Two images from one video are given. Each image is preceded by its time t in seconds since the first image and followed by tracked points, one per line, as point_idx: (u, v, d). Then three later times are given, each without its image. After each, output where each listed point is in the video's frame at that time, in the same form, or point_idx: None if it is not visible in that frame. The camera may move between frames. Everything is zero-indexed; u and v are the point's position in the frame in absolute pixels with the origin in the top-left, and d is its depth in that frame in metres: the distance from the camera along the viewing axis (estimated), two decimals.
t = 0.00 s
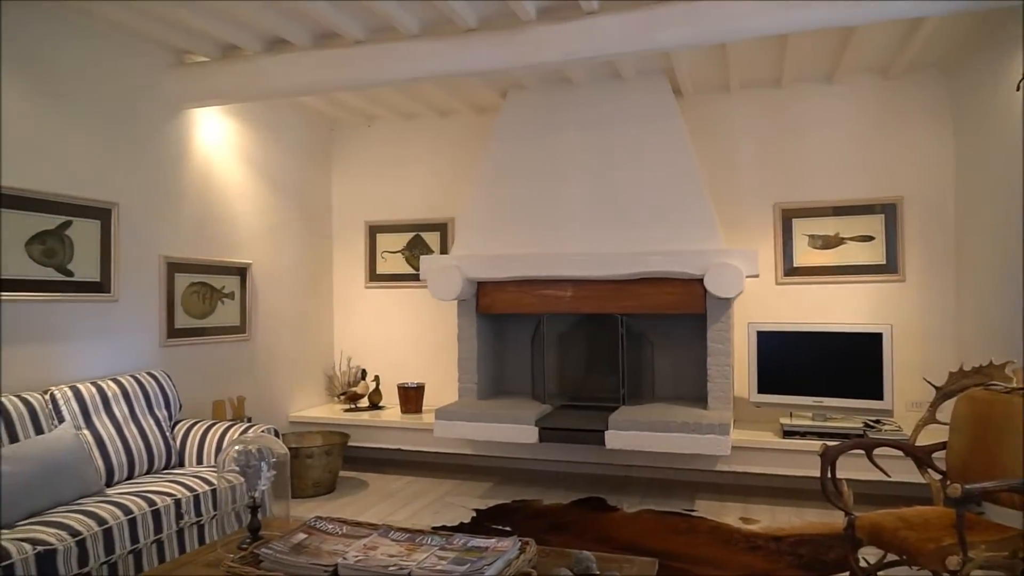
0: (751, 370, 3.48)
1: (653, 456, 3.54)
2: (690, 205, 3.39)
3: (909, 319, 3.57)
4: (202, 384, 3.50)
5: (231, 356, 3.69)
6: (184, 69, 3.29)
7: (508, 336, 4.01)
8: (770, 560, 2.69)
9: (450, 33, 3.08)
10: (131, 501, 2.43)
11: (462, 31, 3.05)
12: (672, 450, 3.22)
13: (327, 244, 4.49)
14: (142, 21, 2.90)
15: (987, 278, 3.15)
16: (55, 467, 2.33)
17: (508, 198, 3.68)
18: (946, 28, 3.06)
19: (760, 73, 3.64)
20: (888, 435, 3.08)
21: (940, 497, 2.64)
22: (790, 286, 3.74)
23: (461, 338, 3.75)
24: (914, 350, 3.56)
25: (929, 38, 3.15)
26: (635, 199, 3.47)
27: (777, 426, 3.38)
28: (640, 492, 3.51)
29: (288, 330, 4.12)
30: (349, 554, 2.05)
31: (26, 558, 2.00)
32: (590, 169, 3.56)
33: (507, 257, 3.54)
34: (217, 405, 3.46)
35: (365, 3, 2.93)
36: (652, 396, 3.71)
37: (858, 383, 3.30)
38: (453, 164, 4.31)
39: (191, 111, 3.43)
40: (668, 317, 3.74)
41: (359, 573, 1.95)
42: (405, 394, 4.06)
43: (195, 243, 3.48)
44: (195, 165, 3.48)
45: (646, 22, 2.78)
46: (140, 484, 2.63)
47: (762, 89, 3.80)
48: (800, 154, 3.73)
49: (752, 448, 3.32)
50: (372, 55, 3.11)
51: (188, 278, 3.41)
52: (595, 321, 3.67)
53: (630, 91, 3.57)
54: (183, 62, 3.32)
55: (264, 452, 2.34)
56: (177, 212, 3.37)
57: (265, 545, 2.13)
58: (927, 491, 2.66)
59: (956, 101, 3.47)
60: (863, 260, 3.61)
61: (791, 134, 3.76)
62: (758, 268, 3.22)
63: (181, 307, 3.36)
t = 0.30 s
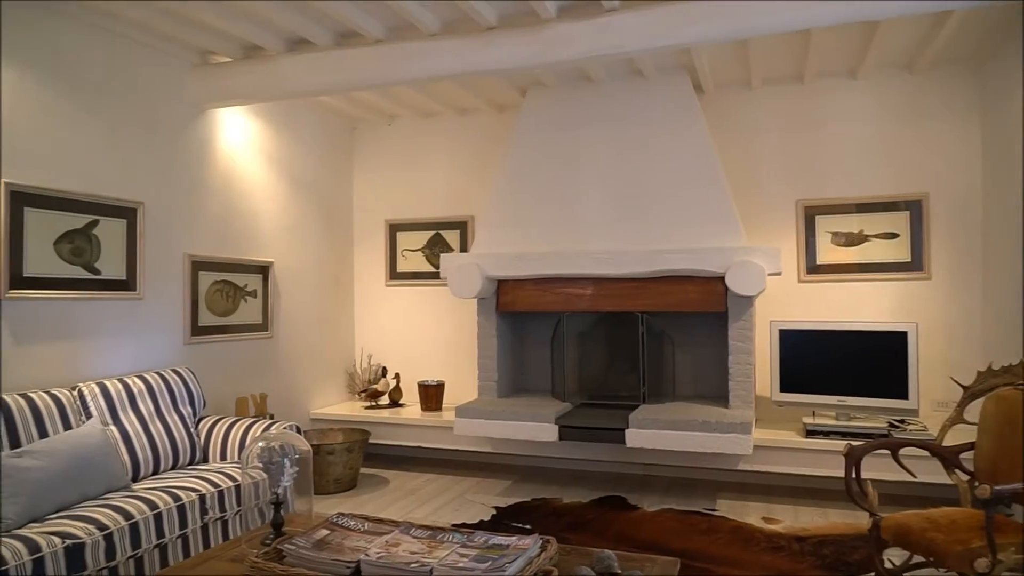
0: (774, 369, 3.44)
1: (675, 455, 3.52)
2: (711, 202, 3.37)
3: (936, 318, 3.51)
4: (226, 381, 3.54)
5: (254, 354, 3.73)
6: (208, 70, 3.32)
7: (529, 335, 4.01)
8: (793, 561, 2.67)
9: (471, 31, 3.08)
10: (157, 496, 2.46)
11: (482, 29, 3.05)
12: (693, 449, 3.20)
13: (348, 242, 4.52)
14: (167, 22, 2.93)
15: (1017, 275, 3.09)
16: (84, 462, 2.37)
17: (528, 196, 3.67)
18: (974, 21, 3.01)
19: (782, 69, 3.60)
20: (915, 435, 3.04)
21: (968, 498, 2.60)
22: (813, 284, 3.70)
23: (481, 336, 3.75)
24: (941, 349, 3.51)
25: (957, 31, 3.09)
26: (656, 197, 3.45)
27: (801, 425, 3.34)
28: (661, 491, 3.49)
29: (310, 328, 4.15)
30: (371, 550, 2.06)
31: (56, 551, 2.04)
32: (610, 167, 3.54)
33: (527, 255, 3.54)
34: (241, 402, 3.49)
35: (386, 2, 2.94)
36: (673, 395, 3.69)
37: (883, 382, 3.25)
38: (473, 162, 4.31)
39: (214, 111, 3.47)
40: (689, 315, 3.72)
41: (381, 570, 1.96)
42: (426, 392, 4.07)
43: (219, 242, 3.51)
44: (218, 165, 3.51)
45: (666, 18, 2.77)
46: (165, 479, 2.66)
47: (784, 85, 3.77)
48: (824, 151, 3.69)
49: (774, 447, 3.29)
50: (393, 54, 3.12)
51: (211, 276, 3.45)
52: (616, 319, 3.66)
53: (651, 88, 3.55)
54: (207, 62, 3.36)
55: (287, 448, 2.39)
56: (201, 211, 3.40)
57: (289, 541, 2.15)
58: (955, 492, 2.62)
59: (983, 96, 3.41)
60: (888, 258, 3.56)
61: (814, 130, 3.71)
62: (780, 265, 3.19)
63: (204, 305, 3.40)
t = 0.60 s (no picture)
0: (796, 368, 3.41)
1: (695, 454, 3.50)
2: (732, 200, 3.34)
3: (961, 316, 3.46)
4: (248, 378, 3.57)
5: (275, 352, 3.77)
6: (229, 70, 3.35)
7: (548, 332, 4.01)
8: (816, 562, 2.64)
9: (490, 29, 3.08)
10: (181, 492, 2.49)
11: (502, 27, 3.05)
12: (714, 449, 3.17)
13: (367, 241, 4.55)
14: (189, 23, 2.97)
15: None
16: (109, 458, 2.40)
17: (547, 194, 3.67)
18: (1002, 14, 2.95)
19: (804, 64, 3.57)
20: (940, 435, 2.99)
21: (995, 499, 2.55)
22: (836, 282, 3.66)
23: (500, 334, 3.75)
24: (967, 348, 3.45)
25: (984, 24, 3.04)
26: (676, 194, 3.43)
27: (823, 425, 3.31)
28: (680, 490, 3.47)
29: (330, 326, 4.18)
30: (392, 547, 2.07)
31: (83, 545, 2.07)
32: (629, 165, 3.53)
33: (546, 253, 3.53)
34: (262, 399, 3.53)
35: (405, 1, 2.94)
36: (693, 393, 3.67)
37: (907, 381, 3.21)
38: (491, 161, 4.31)
39: (236, 111, 3.50)
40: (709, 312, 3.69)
41: (402, 567, 1.96)
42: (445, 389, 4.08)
43: (240, 241, 3.55)
44: (240, 165, 3.55)
45: (685, 14, 2.75)
46: (189, 475, 2.69)
47: (806, 81, 3.73)
48: (846, 147, 3.65)
49: (795, 446, 3.26)
50: (412, 53, 3.13)
51: (233, 274, 3.48)
52: (635, 317, 3.65)
53: (670, 85, 3.53)
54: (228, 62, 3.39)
55: (309, 445, 2.40)
56: (223, 209, 3.44)
57: (310, 537, 2.17)
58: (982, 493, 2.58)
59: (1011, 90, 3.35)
60: (912, 255, 3.51)
61: (836, 126, 3.67)
62: (802, 263, 3.16)
63: (227, 303, 3.44)
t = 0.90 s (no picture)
0: (815, 366, 3.38)
1: (713, 453, 3.48)
2: (750, 197, 3.32)
3: (985, 314, 3.40)
4: (267, 376, 3.61)
5: (294, 350, 3.79)
6: (248, 71, 3.38)
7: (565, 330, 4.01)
8: (837, 562, 2.62)
9: (506, 27, 3.08)
10: (202, 488, 2.52)
11: (518, 25, 3.04)
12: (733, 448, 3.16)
13: (385, 240, 4.57)
14: (209, 24, 3.00)
15: None
16: (133, 455, 2.44)
17: (563, 193, 3.67)
18: None
19: (823, 60, 3.53)
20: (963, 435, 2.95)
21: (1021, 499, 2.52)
22: (856, 280, 3.62)
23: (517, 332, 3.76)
24: (992, 346, 3.40)
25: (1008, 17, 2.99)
26: (694, 192, 3.41)
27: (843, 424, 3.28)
28: (698, 489, 3.46)
29: (348, 325, 4.20)
30: (411, 545, 2.08)
31: (107, 541, 2.09)
32: (646, 162, 3.51)
33: (563, 252, 3.53)
34: (281, 397, 3.56)
35: None
36: (711, 392, 3.65)
37: (929, 380, 3.17)
38: (508, 159, 4.32)
39: (255, 111, 3.53)
40: (728, 311, 3.67)
41: (421, 564, 1.97)
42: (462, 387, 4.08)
43: (260, 240, 3.58)
44: (258, 165, 3.58)
45: (703, 11, 2.73)
46: (210, 472, 2.72)
47: (825, 77, 3.69)
48: (866, 143, 3.61)
49: (815, 445, 3.23)
50: (429, 51, 3.13)
51: (252, 274, 3.51)
52: (653, 315, 3.63)
53: (688, 82, 3.51)
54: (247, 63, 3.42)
55: (327, 442, 2.41)
56: (242, 209, 3.47)
57: (330, 534, 2.18)
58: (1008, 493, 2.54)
59: None
60: (934, 252, 3.47)
61: (856, 122, 3.63)
62: (822, 260, 3.13)
63: (246, 302, 3.47)
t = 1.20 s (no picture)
0: (835, 366, 3.35)
1: (731, 454, 3.46)
2: (769, 195, 3.30)
3: (1008, 314, 3.35)
4: (287, 374, 3.64)
5: (312, 349, 3.82)
6: (267, 72, 3.41)
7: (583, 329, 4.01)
8: (857, 564, 2.59)
9: (524, 26, 3.08)
10: (224, 484, 2.54)
11: (536, 24, 3.04)
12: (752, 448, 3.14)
13: (402, 239, 4.59)
14: (228, 25, 3.02)
15: None
16: (155, 451, 2.47)
17: (581, 191, 3.66)
18: None
19: (843, 57, 3.49)
20: (987, 436, 2.91)
21: None
22: (877, 279, 3.58)
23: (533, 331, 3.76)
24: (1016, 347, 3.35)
25: None
26: (712, 191, 3.39)
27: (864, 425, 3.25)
28: (716, 489, 3.44)
29: (366, 324, 4.23)
30: (429, 542, 2.09)
31: (131, 536, 2.12)
32: (664, 160, 3.50)
33: (580, 251, 3.53)
34: (301, 394, 3.59)
35: None
36: (730, 391, 3.63)
37: (952, 380, 3.13)
38: (525, 158, 4.32)
39: (274, 111, 3.56)
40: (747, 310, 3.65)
41: (439, 562, 1.97)
42: (479, 386, 4.09)
43: (280, 239, 3.61)
44: (277, 164, 3.60)
45: (723, 8, 2.70)
46: (230, 469, 2.75)
47: (846, 73, 3.65)
48: (887, 141, 3.57)
49: (835, 446, 3.20)
50: (446, 51, 3.14)
51: (272, 273, 3.54)
52: (671, 315, 3.62)
53: (706, 80, 3.49)
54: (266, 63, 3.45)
55: (346, 440, 2.43)
56: (262, 209, 3.50)
57: (349, 530, 2.19)
58: None
59: None
60: (957, 251, 3.42)
61: (877, 119, 3.59)
62: (842, 259, 3.10)
63: (266, 300, 3.50)
